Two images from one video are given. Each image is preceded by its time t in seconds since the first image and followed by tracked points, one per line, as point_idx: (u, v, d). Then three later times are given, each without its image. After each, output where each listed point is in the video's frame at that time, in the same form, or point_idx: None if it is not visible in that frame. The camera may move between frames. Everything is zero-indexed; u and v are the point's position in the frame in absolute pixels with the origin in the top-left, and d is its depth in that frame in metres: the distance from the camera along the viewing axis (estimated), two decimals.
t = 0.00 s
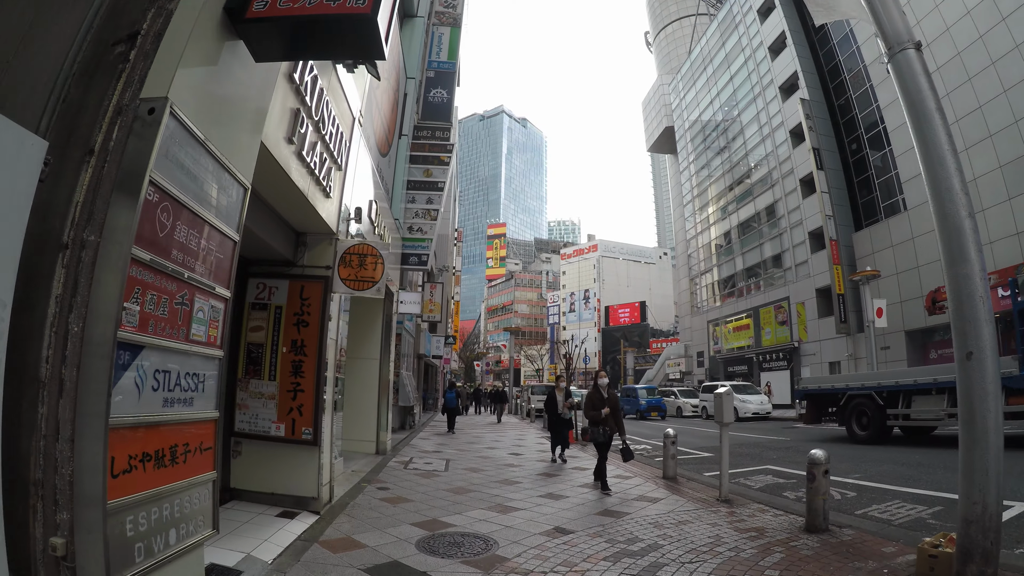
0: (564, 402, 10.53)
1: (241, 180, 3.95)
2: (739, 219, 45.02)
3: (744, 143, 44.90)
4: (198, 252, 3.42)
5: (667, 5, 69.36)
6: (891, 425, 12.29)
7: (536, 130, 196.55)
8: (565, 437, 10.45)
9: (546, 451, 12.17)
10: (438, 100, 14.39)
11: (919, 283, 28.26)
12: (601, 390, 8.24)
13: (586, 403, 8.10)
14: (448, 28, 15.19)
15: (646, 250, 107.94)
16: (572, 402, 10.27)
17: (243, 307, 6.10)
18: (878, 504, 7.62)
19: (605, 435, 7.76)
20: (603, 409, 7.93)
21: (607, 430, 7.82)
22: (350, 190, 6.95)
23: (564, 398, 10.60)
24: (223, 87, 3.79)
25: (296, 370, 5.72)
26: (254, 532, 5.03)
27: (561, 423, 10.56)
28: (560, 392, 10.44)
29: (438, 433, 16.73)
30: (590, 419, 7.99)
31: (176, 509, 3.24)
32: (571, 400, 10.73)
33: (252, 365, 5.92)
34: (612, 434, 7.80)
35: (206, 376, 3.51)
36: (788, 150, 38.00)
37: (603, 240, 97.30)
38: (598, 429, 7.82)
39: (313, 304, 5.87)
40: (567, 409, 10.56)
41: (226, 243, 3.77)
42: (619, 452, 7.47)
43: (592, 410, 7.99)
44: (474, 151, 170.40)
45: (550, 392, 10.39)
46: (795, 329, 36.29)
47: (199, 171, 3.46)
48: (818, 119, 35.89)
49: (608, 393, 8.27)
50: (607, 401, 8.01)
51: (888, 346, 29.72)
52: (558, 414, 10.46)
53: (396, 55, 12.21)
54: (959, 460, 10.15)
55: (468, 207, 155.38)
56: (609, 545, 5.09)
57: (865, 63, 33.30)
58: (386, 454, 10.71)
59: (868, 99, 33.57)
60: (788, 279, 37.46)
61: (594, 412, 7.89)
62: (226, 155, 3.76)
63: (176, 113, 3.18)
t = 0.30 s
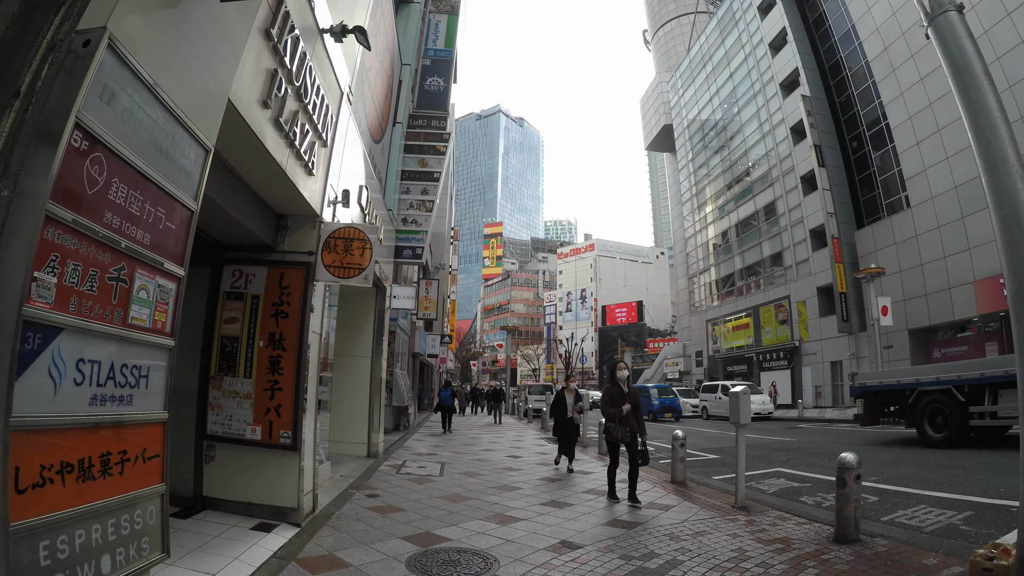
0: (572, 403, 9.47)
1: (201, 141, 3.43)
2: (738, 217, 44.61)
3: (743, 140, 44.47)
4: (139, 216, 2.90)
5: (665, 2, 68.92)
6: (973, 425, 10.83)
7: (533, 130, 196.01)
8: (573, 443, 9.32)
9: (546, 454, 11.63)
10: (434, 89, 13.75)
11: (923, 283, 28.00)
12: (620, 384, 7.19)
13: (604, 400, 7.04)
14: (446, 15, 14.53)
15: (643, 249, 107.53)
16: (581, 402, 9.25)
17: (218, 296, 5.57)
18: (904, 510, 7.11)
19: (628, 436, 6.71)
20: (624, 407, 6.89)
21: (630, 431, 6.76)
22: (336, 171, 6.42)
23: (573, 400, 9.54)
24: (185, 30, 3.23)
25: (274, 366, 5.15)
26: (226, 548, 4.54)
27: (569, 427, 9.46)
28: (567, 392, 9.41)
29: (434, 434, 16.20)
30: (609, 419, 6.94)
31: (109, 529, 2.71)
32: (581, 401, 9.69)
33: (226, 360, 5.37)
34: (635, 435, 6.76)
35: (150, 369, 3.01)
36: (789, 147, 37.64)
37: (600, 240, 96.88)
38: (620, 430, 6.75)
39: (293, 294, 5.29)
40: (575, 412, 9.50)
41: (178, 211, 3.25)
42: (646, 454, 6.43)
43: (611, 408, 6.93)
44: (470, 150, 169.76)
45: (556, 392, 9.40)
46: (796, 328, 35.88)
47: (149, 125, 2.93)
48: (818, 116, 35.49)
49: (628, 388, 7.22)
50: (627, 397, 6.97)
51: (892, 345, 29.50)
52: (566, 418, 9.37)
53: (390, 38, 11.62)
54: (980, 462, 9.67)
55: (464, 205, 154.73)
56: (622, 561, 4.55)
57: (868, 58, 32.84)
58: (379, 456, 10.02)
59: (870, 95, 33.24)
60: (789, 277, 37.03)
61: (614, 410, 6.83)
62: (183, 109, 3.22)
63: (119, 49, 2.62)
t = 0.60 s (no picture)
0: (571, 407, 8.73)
1: (135, 87, 2.84)
2: (725, 217, 44.53)
3: (731, 140, 44.55)
4: (41, 167, 2.33)
5: (654, 2, 68.94)
6: None
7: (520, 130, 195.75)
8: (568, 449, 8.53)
9: (535, 458, 11.08)
10: (420, 77, 13.19)
11: (914, 281, 29.03)
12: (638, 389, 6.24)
13: (620, 406, 6.08)
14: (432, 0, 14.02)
15: (629, 250, 107.88)
16: (581, 407, 8.50)
17: (173, 283, 4.98)
18: (918, 516, 6.73)
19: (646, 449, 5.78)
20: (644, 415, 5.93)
21: (649, 443, 5.82)
22: (307, 149, 5.84)
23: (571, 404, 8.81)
24: None
25: (232, 361, 4.54)
26: (175, 567, 3.93)
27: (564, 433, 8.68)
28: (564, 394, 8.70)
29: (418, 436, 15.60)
30: (625, 427, 5.98)
31: None
32: (579, 405, 8.92)
33: (180, 355, 4.75)
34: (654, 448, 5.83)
35: (55, 359, 2.47)
36: (779, 146, 37.85)
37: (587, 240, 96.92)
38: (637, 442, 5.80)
39: (254, 280, 4.68)
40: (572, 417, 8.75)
41: (100, 168, 2.68)
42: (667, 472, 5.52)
43: (629, 415, 5.97)
44: (457, 149, 169.00)
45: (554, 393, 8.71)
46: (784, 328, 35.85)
47: (61, 53, 2.36)
48: (809, 115, 36.30)
49: (647, 392, 6.28)
50: (647, 404, 6.02)
51: (882, 348, 30.44)
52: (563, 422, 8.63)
53: (375, 21, 11.03)
54: (982, 465, 9.40)
55: (450, 204, 153.96)
56: None
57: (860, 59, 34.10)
58: (357, 462, 9.30)
59: (860, 95, 34.32)
60: (777, 278, 37.06)
61: (632, 419, 5.87)
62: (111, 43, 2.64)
63: None
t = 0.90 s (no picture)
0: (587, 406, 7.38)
1: (64, 11, 2.47)
2: (724, 216, 44.06)
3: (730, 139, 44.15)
4: None
5: None
6: None
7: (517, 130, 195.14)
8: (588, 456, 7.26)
9: (536, 461, 10.53)
10: (414, 64, 12.52)
11: (919, 279, 28.68)
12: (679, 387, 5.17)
13: (655, 406, 5.05)
14: None
15: (626, 249, 107.13)
16: (599, 405, 7.21)
17: (134, 266, 4.41)
18: (953, 523, 6.22)
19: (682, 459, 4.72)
20: (683, 417, 4.88)
21: (688, 451, 4.77)
22: (287, 120, 5.29)
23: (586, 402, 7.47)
24: None
25: (195, 354, 3.96)
26: None
27: (583, 436, 7.41)
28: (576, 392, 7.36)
29: (414, 437, 15.07)
30: (660, 432, 4.94)
31: None
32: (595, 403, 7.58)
33: (140, 348, 4.17)
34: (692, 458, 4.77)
35: None
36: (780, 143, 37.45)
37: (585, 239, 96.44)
38: (673, 450, 4.76)
39: (223, 261, 4.09)
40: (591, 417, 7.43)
41: (9, 98, 2.27)
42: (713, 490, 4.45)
43: (665, 418, 4.90)
44: (454, 148, 168.34)
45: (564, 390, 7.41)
46: (786, 326, 35.43)
47: None
48: (811, 112, 36.09)
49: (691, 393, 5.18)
50: (688, 404, 4.97)
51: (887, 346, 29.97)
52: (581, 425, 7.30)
53: None
54: (1008, 467, 8.90)
55: (447, 203, 153.34)
56: None
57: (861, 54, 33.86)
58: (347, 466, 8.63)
59: (863, 91, 34.22)
60: (778, 276, 36.71)
61: (669, 422, 4.84)
62: None
63: None
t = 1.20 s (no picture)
0: (616, 408, 6.32)
1: None
2: (727, 213, 43.56)
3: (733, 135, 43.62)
4: None
5: None
6: None
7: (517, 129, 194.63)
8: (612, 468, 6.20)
9: (540, 464, 9.98)
10: (412, 50, 12.00)
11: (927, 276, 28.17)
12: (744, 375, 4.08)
13: (719, 399, 3.93)
14: None
15: (626, 248, 106.55)
16: (630, 408, 6.18)
17: (91, 245, 3.85)
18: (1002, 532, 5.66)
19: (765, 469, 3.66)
20: (759, 413, 3.82)
21: (768, 458, 3.70)
22: (267, 86, 4.74)
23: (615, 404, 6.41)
24: None
25: (154, 347, 3.42)
26: None
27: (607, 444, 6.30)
28: (606, 391, 6.30)
29: (412, 439, 14.51)
30: (726, 433, 3.83)
31: None
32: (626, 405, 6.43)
33: (95, 339, 3.62)
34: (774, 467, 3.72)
35: None
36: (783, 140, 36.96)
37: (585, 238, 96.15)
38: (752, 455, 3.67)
39: (188, 240, 3.54)
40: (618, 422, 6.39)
41: None
42: (776, 506, 3.68)
43: (735, 417, 3.81)
44: (453, 147, 167.78)
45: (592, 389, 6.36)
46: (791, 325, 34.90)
47: None
48: (815, 107, 35.55)
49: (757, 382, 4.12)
50: (761, 396, 3.92)
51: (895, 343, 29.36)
52: (607, 431, 6.25)
53: None
54: None
55: (446, 203, 152.74)
56: None
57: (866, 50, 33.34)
58: (341, 471, 8.02)
59: (868, 87, 33.61)
60: (783, 274, 36.20)
61: (745, 420, 3.75)
62: None
63: None
